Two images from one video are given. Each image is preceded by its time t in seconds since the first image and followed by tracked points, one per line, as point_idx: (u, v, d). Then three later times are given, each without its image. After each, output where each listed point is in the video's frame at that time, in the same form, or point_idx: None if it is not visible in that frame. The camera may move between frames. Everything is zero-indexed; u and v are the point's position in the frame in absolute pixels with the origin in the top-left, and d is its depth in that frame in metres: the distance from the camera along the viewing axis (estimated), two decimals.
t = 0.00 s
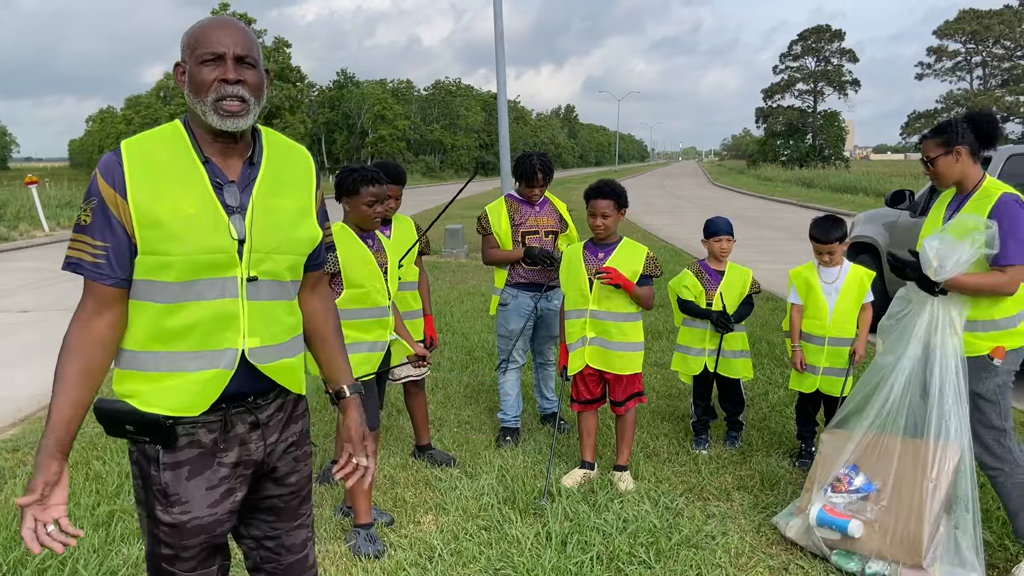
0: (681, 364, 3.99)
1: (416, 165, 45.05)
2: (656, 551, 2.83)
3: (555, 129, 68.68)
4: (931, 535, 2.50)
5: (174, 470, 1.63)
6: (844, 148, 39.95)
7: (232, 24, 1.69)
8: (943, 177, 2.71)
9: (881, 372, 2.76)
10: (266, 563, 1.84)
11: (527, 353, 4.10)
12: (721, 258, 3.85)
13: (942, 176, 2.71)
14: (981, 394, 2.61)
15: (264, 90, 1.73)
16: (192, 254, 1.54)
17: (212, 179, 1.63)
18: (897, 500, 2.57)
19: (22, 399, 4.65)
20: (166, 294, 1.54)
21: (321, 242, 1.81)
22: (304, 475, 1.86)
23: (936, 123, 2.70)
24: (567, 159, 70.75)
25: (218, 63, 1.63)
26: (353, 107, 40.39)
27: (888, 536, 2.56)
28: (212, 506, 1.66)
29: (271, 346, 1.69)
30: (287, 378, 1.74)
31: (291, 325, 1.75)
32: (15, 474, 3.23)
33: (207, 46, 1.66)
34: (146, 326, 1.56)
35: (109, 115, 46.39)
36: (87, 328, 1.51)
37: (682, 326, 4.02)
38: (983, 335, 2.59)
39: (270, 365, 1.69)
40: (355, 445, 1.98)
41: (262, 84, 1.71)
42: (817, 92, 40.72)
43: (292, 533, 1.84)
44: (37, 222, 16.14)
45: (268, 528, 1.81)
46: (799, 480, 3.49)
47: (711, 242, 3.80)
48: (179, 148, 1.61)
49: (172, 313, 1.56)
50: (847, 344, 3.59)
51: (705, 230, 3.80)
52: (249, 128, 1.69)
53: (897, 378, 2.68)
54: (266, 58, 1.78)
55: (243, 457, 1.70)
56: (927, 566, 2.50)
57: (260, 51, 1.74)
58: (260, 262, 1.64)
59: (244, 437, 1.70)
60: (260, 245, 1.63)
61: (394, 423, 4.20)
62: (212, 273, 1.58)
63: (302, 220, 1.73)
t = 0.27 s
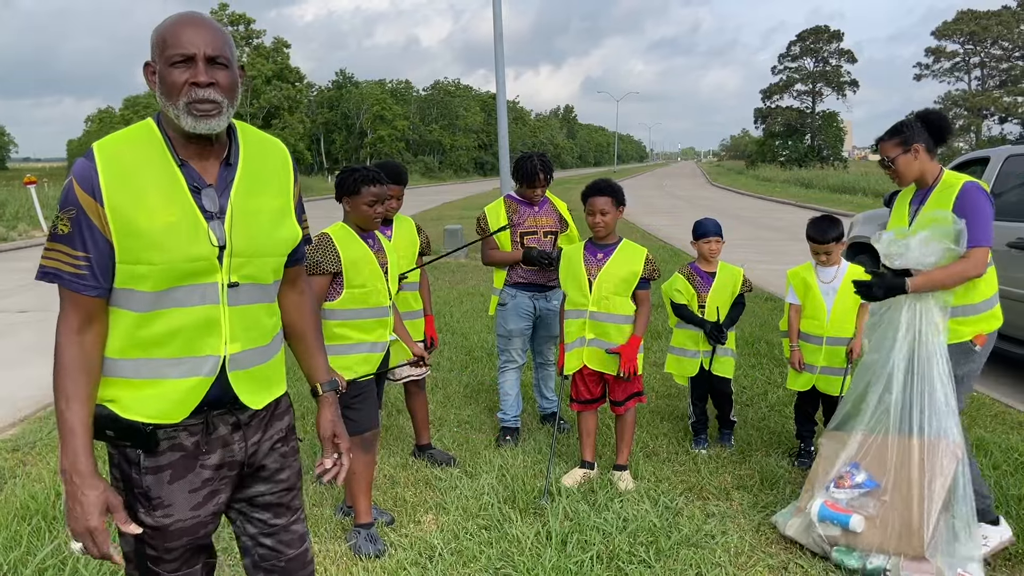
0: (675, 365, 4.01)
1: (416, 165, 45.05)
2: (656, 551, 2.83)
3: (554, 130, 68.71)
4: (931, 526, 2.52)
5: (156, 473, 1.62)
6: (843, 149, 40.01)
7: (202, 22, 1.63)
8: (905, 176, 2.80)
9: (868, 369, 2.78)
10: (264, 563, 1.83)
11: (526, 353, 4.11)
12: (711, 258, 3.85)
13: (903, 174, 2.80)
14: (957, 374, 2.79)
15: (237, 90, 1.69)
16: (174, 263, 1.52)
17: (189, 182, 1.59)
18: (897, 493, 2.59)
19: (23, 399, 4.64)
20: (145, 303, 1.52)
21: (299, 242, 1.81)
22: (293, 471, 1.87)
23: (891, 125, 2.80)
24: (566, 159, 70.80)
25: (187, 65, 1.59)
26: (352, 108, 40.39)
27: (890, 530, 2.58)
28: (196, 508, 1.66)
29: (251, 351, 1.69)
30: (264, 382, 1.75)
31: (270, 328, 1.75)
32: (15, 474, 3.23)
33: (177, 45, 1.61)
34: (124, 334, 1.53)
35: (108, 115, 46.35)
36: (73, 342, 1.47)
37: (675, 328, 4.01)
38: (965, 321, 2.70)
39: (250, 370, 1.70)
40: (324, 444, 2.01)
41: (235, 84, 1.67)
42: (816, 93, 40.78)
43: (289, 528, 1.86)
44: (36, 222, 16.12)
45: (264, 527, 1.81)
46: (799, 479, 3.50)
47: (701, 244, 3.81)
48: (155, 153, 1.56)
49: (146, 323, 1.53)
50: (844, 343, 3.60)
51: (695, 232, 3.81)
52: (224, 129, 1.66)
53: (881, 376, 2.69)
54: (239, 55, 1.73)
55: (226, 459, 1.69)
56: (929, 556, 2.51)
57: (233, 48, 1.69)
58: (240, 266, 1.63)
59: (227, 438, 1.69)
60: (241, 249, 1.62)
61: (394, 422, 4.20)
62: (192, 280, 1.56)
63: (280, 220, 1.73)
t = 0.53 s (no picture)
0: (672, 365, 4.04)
1: (415, 165, 45.04)
2: (657, 551, 2.83)
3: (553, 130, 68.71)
4: (943, 508, 2.60)
5: (155, 476, 1.62)
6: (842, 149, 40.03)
7: (197, 23, 1.63)
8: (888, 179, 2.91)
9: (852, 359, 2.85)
10: (250, 561, 1.84)
11: (526, 353, 4.11)
12: (709, 259, 3.85)
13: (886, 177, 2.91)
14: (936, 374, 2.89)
15: (232, 91, 1.68)
16: (173, 265, 1.51)
17: (187, 184, 1.59)
18: (896, 479, 2.65)
19: (22, 399, 4.64)
20: (144, 305, 1.51)
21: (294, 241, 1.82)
22: (282, 473, 1.87)
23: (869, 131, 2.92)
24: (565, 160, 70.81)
25: (182, 65, 1.58)
26: (351, 108, 40.37)
27: (893, 517, 2.63)
28: (196, 510, 1.66)
29: (249, 351, 1.70)
30: (259, 382, 1.76)
31: (267, 328, 1.76)
32: (15, 475, 3.22)
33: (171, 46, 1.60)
34: (121, 336, 1.53)
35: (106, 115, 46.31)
36: (65, 344, 1.46)
37: (675, 328, 4.01)
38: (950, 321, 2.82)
39: (247, 371, 1.71)
40: (332, 441, 1.99)
41: (230, 84, 1.66)
42: (815, 93, 40.80)
43: (275, 528, 1.85)
44: (35, 222, 16.09)
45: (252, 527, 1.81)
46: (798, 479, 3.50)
47: (699, 246, 3.81)
48: (152, 154, 1.55)
49: (144, 325, 1.53)
50: (840, 344, 3.60)
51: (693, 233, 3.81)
52: (221, 130, 1.65)
53: (866, 363, 2.77)
54: (234, 55, 1.72)
55: (225, 460, 1.70)
56: (941, 539, 2.59)
57: (227, 49, 1.68)
58: (238, 267, 1.63)
59: (226, 439, 1.70)
60: (239, 249, 1.62)
61: (394, 423, 4.20)
62: (192, 282, 1.56)
63: (276, 219, 1.73)
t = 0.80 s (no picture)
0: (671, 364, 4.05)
1: (414, 164, 45.00)
2: (657, 549, 2.83)
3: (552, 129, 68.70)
4: (954, 503, 2.69)
5: (158, 474, 1.62)
6: (841, 149, 40.05)
7: (200, 21, 1.63)
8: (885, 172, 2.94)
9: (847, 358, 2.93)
10: (247, 561, 1.84)
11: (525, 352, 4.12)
12: (708, 261, 3.86)
13: (883, 171, 2.94)
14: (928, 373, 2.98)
15: (235, 89, 1.69)
16: (175, 264, 1.51)
17: (189, 183, 1.59)
18: (904, 476, 2.72)
19: (22, 398, 4.63)
20: (145, 304, 1.51)
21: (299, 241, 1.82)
22: (283, 471, 1.87)
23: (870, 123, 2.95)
24: (564, 159, 70.80)
25: (186, 64, 1.58)
26: (351, 107, 40.35)
27: (903, 511, 2.70)
28: (198, 509, 1.66)
29: (250, 350, 1.70)
30: (261, 381, 1.75)
31: (271, 328, 1.76)
32: (15, 474, 3.22)
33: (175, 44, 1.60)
34: (123, 335, 1.53)
35: (105, 114, 46.25)
36: (71, 342, 1.46)
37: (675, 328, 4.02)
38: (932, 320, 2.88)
39: (249, 370, 1.70)
40: (323, 445, 2.01)
41: (233, 82, 1.66)
42: (814, 92, 40.81)
43: (273, 527, 1.86)
44: (34, 221, 16.06)
45: (250, 526, 1.81)
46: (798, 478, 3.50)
47: (699, 245, 3.81)
48: (154, 154, 1.55)
49: (146, 324, 1.53)
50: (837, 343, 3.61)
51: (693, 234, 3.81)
52: (223, 128, 1.66)
53: (864, 359, 2.85)
54: (237, 53, 1.72)
55: (227, 459, 1.70)
56: (954, 533, 2.67)
57: (230, 47, 1.69)
58: (240, 266, 1.63)
59: (228, 438, 1.70)
60: (241, 247, 1.62)
61: (393, 422, 4.20)
62: (194, 280, 1.56)
63: (279, 219, 1.73)
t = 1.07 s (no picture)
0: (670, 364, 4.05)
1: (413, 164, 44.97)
2: (656, 549, 2.84)
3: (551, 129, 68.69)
4: (953, 499, 2.72)
5: (167, 470, 1.62)
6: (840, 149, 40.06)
7: (214, 22, 1.64)
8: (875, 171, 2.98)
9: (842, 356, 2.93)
10: (252, 558, 1.84)
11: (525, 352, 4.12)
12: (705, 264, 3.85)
13: (874, 170, 2.99)
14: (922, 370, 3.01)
15: (248, 90, 1.69)
16: (185, 258, 1.52)
17: (200, 179, 1.59)
18: (903, 473, 2.75)
19: (21, 397, 4.63)
20: (156, 298, 1.51)
21: (310, 239, 1.81)
22: (291, 470, 1.86)
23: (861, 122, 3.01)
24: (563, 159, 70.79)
25: (198, 64, 1.59)
26: (350, 106, 40.33)
27: (903, 509, 2.73)
28: (205, 505, 1.66)
29: (259, 346, 1.70)
30: (270, 378, 1.75)
31: (280, 324, 1.76)
32: (15, 473, 3.22)
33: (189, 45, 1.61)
34: (134, 329, 1.53)
35: (104, 113, 46.20)
36: (83, 334, 1.46)
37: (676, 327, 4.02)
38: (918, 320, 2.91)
39: (257, 366, 1.70)
40: (334, 446, 2.00)
41: (245, 83, 1.67)
42: (813, 92, 40.82)
43: (279, 525, 1.85)
44: (33, 220, 16.06)
45: (256, 523, 1.81)
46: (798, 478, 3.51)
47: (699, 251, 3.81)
48: (166, 150, 1.55)
49: (157, 318, 1.53)
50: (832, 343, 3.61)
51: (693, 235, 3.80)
52: (235, 127, 1.66)
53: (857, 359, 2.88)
54: (251, 55, 1.73)
55: (235, 456, 1.70)
56: (955, 530, 2.70)
57: (244, 49, 1.69)
58: (249, 262, 1.63)
59: (237, 436, 1.70)
60: (251, 244, 1.62)
61: (393, 421, 4.20)
62: (203, 275, 1.56)
63: (290, 217, 1.72)
